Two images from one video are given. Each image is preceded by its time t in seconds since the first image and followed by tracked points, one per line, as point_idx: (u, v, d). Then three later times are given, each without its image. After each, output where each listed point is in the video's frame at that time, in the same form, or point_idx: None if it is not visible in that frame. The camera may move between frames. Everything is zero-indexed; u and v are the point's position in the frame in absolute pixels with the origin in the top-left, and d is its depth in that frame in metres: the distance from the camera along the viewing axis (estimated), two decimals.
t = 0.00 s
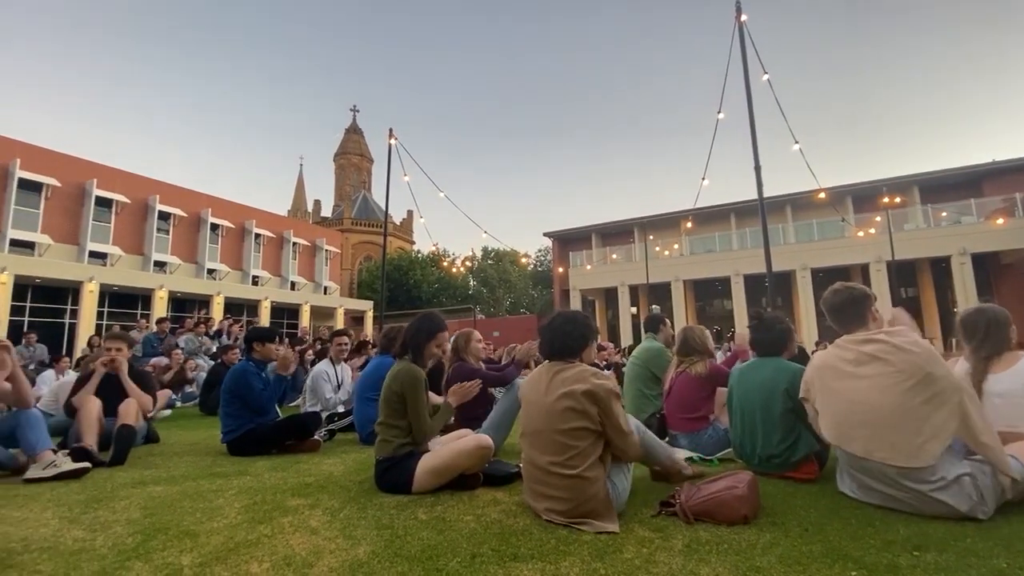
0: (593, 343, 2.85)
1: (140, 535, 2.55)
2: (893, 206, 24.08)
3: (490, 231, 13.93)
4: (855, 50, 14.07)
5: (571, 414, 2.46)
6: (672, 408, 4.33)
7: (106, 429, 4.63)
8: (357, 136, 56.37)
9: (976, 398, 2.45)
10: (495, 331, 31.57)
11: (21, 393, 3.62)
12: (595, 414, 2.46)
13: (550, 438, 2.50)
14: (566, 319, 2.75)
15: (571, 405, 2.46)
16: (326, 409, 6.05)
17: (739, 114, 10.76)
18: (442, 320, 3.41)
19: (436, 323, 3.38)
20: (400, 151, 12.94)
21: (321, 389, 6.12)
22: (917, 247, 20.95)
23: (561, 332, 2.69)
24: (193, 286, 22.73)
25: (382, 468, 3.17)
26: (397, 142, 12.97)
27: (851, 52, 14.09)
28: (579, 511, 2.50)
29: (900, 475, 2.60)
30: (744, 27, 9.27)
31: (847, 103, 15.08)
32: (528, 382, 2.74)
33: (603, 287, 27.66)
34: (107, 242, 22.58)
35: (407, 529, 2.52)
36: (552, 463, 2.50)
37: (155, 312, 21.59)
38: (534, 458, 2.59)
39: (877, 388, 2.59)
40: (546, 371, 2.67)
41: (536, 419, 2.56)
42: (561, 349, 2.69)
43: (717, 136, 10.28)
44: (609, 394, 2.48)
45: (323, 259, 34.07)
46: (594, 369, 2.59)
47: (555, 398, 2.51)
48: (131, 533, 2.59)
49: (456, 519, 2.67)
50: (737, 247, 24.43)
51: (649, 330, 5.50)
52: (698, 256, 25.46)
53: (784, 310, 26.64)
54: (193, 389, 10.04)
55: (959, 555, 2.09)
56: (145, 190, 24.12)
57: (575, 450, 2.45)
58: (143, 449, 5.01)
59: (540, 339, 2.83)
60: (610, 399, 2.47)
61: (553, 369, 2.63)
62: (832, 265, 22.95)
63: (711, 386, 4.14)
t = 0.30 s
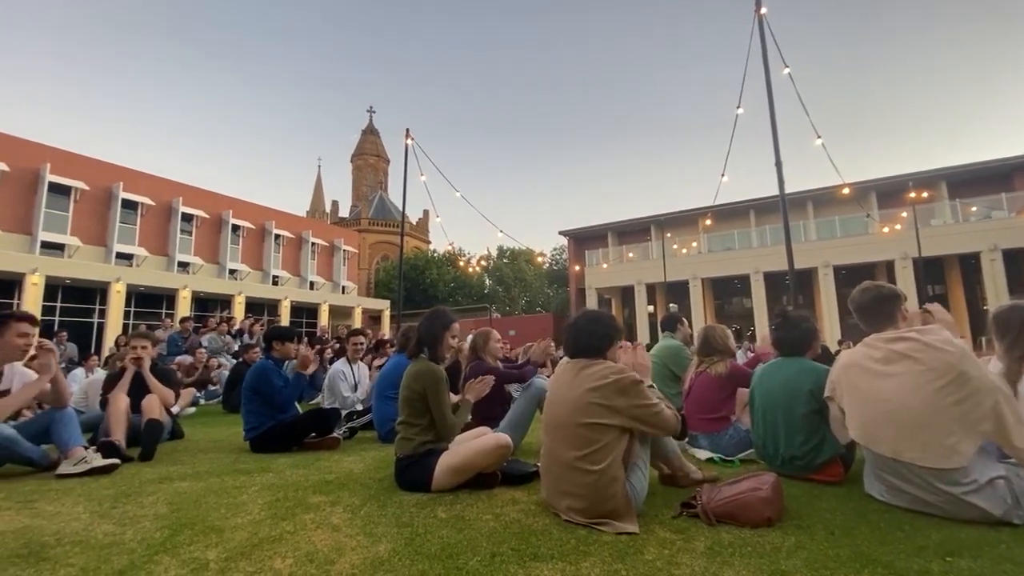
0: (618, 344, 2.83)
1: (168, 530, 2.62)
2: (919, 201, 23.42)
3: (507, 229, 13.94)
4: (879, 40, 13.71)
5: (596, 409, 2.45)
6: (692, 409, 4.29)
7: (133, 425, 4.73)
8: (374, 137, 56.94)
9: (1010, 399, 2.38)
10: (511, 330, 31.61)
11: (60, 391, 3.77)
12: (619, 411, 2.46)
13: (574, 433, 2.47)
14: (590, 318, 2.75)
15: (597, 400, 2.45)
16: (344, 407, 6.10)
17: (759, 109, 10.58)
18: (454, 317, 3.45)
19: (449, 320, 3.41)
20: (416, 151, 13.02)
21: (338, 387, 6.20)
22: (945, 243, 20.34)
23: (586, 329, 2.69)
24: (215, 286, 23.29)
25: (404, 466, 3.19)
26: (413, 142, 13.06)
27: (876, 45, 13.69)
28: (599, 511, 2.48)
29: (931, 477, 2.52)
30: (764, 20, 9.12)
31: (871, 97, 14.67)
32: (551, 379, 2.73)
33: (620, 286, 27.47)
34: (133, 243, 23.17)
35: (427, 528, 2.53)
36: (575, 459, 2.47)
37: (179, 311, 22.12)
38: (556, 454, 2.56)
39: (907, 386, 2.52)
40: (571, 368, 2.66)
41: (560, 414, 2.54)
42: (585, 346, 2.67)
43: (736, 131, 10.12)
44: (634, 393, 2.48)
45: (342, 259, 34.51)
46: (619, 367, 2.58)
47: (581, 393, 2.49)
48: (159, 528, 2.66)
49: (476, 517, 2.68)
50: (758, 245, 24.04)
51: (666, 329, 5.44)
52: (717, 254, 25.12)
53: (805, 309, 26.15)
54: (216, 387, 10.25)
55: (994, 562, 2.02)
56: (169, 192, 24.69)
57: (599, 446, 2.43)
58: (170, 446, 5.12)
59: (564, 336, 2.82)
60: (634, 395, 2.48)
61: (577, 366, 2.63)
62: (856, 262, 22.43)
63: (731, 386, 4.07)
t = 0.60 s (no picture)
0: (646, 344, 2.81)
1: (194, 523, 2.68)
2: (947, 194, 22.72)
3: (523, 227, 13.94)
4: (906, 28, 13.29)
5: (623, 403, 2.44)
6: (714, 408, 4.23)
7: (161, 423, 4.86)
8: (390, 137, 57.47)
9: None
10: (527, 328, 31.62)
11: (80, 383, 3.84)
12: (646, 407, 2.45)
13: (600, 427, 2.45)
14: (620, 315, 2.75)
15: (625, 394, 2.44)
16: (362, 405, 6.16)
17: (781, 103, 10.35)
18: (470, 315, 3.47)
19: (465, 317, 3.44)
20: (433, 150, 13.10)
21: (356, 385, 6.27)
22: (976, 238, 19.69)
23: (615, 327, 2.68)
24: (238, 285, 23.79)
25: (422, 462, 3.20)
26: (430, 141, 13.14)
27: (902, 36, 13.28)
28: (621, 508, 2.47)
29: (964, 477, 2.45)
30: (785, 12, 8.95)
31: (896, 91, 14.30)
32: (578, 374, 2.72)
33: (638, 283, 27.28)
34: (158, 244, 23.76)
35: (445, 524, 2.55)
36: (599, 454, 2.45)
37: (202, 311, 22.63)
38: (579, 449, 2.54)
39: (940, 385, 2.44)
40: (599, 364, 2.65)
41: (586, 408, 2.52)
42: (613, 343, 2.66)
43: (757, 125, 9.96)
44: (661, 390, 2.48)
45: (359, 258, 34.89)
46: (648, 364, 2.57)
47: (609, 387, 2.48)
48: (186, 521, 2.72)
49: (494, 515, 2.68)
50: (778, 241, 23.64)
51: (684, 328, 5.37)
52: (736, 251, 24.76)
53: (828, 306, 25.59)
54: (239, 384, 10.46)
55: None
56: (192, 194, 25.25)
57: (624, 441, 2.41)
58: (195, 441, 5.25)
59: (592, 333, 2.82)
60: (662, 393, 2.48)
61: (606, 363, 2.62)
62: (881, 259, 21.86)
63: (754, 385, 3.99)
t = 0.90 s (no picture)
0: (664, 343, 2.78)
1: (220, 519, 2.74)
2: (978, 188, 21.98)
3: (539, 225, 13.93)
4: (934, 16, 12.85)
5: (641, 404, 2.41)
6: (735, 408, 4.17)
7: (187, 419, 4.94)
8: (406, 137, 57.85)
9: None
10: (544, 327, 31.57)
11: (97, 379, 4.15)
12: (663, 408, 2.43)
13: (617, 428, 2.43)
14: (636, 314, 2.72)
15: (643, 395, 2.41)
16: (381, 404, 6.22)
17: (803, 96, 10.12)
18: (487, 315, 3.49)
19: (482, 317, 3.46)
20: (449, 149, 13.15)
21: (375, 385, 6.33)
22: (1009, 233, 19.00)
23: (631, 326, 2.65)
24: (259, 285, 24.25)
25: (441, 461, 3.22)
26: (446, 140, 13.17)
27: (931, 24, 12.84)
28: (640, 509, 2.45)
29: (999, 480, 2.37)
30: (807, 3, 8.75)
31: (924, 83, 13.83)
32: (594, 374, 2.70)
33: (655, 281, 27.02)
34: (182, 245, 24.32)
35: (465, 523, 2.56)
36: (616, 455, 2.43)
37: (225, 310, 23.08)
38: (597, 450, 2.52)
39: (974, 385, 2.36)
40: (615, 364, 2.63)
41: (603, 408, 2.50)
42: (630, 343, 2.64)
43: (777, 119, 9.77)
44: (679, 390, 2.46)
45: (377, 258, 35.23)
46: (665, 364, 2.54)
47: (625, 387, 2.46)
48: (211, 517, 2.78)
49: (514, 513, 2.68)
50: (800, 237, 23.16)
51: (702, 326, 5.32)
52: (756, 248, 24.33)
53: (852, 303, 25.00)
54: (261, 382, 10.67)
55: None
56: (214, 196, 25.77)
57: (642, 442, 2.39)
58: (220, 438, 5.36)
59: (609, 332, 2.80)
60: (680, 393, 2.45)
61: (622, 363, 2.60)
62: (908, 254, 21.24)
63: (776, 384, 3.93)
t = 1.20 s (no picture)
0: (683, 342, 2.75)
1: (245, 515, 2.79)
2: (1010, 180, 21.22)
3: (555, 224, 13.90)
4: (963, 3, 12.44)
5: (660, 405, 2.39)
6: (757, 407, 4.10)
7: (213, 416, 5.05)
8: (422, 138, 58.17)
9: None
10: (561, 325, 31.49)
11: (116, 376, 4.26)
12: (683, 408, 2.40)
13: (636, 429, 2.41)
14: (654, 313, 2.70)
15: (661, 395, 2.39)
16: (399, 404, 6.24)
17: (825, 89, 9.89)
18: (506, 315, 3.50)
19: (501, 317, 3.48)
20: (464, 150, 13.19)
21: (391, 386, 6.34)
22: None
23: (648, 326, 2.63)
24: (280, 285, 24.68)
25: (459, 460, 3.24)
26: (462, 140, 13.19)
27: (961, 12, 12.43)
28: (661, 510, 2.42)
29: None
30: None
31: (953, 73, 13.40)
32: (612, 374, 2.68)
33: (673, 279, 26.72)
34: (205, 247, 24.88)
35: (485, 521, 2.57)
36: (635, 456, 2.41)
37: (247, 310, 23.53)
38: (616, 450, 2.51)
39: (1007, 385, 2.29)
40: (633, 364, 2.60)
41: (621, 408, 2.48)
42: (648, 343, 2.61)
43: (799, 113, 9.57)
44: (699, 389, 2.43)
45: (394, 257, 35.54)
46: (684, 365, 2.51)
47: (644, 387, 2.44)
48: (237, 513, 2.84)
49: (534, 513, 2.68)
50: (822, 233, 22.69)
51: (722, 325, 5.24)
52: (776, 244, 23.92)
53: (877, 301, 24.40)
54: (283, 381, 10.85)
55: None
56: (236, 199, 26.26)
57: (661, 443, 2.36)
58: (244, 436, 5.47)
59: (627, 332, 2.77)
60: (699, 393, 2.42)
61: (639, 362, 2.57)
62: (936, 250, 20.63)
63: (799, 383, 3.86)
